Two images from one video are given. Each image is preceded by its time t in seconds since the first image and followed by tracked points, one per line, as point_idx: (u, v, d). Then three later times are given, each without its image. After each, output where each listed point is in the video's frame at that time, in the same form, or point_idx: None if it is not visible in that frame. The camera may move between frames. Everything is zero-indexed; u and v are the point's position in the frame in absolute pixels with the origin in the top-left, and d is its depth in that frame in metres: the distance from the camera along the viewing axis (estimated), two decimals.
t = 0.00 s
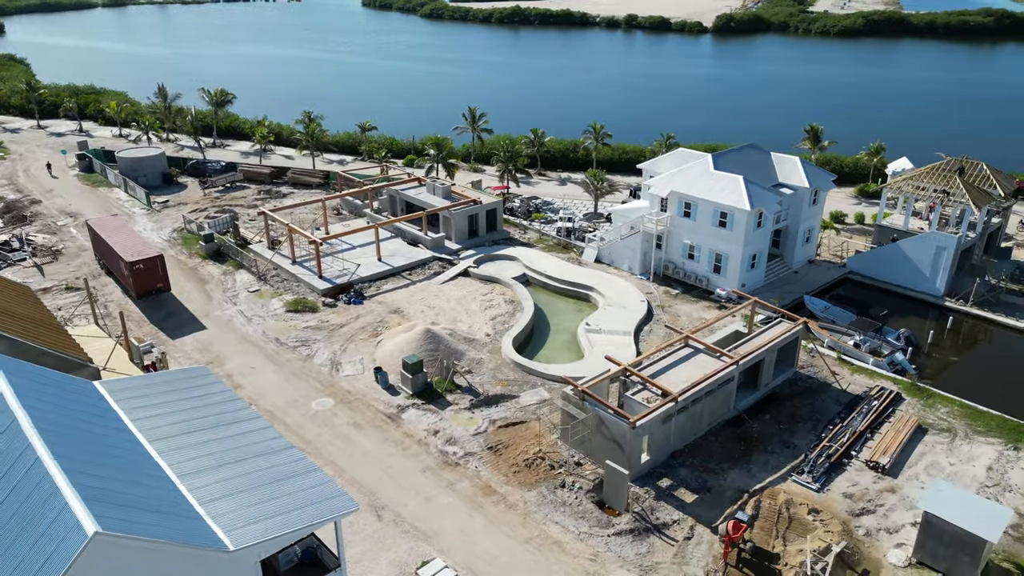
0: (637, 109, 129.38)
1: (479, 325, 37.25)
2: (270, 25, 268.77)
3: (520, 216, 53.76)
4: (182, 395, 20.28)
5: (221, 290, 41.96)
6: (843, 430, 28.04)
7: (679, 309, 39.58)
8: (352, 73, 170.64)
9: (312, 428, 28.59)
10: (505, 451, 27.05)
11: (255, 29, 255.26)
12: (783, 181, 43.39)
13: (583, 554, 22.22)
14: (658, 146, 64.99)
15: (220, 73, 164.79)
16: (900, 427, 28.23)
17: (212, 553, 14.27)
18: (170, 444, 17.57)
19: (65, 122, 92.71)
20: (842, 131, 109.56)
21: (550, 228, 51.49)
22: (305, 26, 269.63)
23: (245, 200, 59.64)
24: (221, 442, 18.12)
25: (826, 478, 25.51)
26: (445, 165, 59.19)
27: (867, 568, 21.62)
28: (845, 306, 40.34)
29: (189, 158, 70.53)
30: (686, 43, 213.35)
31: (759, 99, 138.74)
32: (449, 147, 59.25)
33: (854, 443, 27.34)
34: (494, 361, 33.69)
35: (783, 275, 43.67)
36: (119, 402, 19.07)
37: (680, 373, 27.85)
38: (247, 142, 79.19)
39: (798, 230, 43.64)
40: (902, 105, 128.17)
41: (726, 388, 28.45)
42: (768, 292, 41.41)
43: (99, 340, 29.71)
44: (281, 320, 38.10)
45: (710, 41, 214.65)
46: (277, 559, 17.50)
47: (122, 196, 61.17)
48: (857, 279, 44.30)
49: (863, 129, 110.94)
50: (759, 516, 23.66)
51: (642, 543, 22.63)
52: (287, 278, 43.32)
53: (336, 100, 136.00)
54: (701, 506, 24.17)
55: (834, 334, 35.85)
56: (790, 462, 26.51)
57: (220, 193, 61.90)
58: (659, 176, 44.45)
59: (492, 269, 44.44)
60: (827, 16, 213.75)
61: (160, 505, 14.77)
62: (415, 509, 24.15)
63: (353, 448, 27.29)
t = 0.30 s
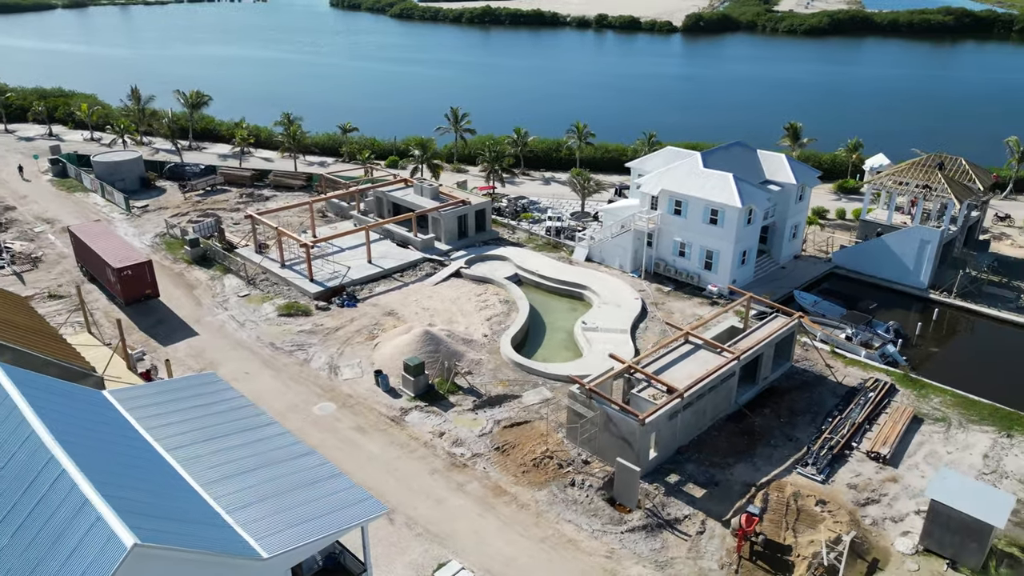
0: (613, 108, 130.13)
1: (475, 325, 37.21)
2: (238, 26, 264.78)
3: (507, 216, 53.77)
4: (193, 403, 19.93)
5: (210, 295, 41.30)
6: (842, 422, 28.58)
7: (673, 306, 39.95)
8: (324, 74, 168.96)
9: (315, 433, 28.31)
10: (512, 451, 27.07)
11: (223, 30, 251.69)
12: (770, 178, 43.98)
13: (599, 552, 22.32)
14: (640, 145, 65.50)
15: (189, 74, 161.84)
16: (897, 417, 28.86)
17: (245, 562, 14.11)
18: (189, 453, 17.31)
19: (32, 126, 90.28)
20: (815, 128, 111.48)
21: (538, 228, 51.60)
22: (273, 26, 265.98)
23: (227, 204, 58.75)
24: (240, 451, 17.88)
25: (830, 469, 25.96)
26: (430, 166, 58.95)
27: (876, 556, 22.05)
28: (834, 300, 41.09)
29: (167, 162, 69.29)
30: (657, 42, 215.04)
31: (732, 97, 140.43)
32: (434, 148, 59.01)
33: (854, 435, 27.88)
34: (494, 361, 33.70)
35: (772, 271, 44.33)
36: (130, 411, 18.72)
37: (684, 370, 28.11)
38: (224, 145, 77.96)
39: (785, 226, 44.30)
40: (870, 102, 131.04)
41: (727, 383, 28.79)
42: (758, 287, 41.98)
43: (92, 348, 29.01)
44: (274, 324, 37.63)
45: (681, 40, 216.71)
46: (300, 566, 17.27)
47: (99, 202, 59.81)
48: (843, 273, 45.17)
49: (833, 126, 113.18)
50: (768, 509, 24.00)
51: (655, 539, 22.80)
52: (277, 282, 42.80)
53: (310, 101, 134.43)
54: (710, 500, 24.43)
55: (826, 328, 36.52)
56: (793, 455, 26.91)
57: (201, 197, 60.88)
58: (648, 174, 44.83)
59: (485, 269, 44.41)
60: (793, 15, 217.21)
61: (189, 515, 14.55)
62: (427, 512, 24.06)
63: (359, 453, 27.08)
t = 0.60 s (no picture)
0: (593, 107, 130.71)
1: (475, 326, 37.18)
2: (207, 26, 260.73)
3: (498, 217, 53.76)
4: (209, 410, 19.66)
5: (202, 300, 40.69)
6: (844, 414, 29.04)
7: (669, 303, 40.26)
8: (300, 74, 167.08)
9: (322, 438, 28.06)
10: (522, 451, 27.08)
11: (193, 30, 247.53)
12: (760, 175, 44.47)
13: (616, 549, 22.43)
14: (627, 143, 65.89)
15: (160, 76, 158.88)
16: (897, 409, 29.40)
17: (281, 568, 13.99)
18: (211, 459, 17.10)
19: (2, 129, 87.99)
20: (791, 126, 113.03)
21: (529, 228, 51.67)
22: (244, 26, 262.19)
23: (212, 207, 57.89)
24: (264, 456, 17.69)
25: (836, 462, 26.36)
26: (419, 167, 58.68)
27: (887, 546, 22.44)
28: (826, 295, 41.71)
29: (147, 165, 68.08)
30: (631, 41, 216.27)
31: (708, 95, 141.75)
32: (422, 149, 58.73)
33: (856, 427, 28.35)
34: (496, 361, 33.70)
35: (763, 267, 44.90)
36: (146, 418, 18.43)
37: (689, 367, 28.36)
38: (204, 148, 76.76)
39: (776, 222, 44.88)
40: (842, 100, 133.21)
41: (731, 379, 29.10)
42: (751, 284, 42.49)
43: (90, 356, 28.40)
44: (271, 328, 37.22)
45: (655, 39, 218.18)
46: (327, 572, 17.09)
47: (79, 206, 58.53)
48: (832, 269, 45.90)
49: (809, 123, 114.88)
50: (779, 502, 24.31)
51: (670, 534, 22.98)
52: (270, 285, 42.32)
53: (286, 103, 132.84)
54: (721, 495, 24.69)
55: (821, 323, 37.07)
56: (799, 448, 27.28)
57: (184, 201, 59.92)
58: (641, 173, 45.16)
59: (479, 270, 44.38)
60: (764, 15, 219.83)
61: (223, 523, 14.36)
62: (441, 514, 23.97)
63: (368, 456, 26.90)
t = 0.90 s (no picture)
0: (573, 107, 131.15)
1: (474, 327, 37.13)
2: (178, 27, 256.61)
3: (490, 217, 53.75)
4: (227, 417, 19.43)
5: (196, 305, 40.12)
6: (846, 408, 29.48)
7: (666, 301, 40.58)
8: (275, 75, 165.12)
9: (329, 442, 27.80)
10: (531, 452, 27.10)
11: (164, 31, 243.33)
12: (752, 173, 44.94)
13: (633, 547, 22.55)
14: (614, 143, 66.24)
15: (132, 78, 155.98)
16: (897, 401, 29.92)
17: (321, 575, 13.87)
18: (236, 467, 16.90)
19: None
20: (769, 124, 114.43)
21: (522, 228, 51.72)
22: (215, 28, 258.40)
23: (198, 211, 57.06)
24: (288, 462, 17.52)
25: (841, 455, 26.76)
26: (408, 168, 58.40)
27: (898, 536, 22.83)
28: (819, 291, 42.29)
29: (128, 169, 66.88)
30: (607, 41, 217.28)
31: (686, 94, 142.95)
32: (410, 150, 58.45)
33: (859, 420, 28.80)
34: (499, 361, 33.69)
35: (755, 264, 45.40)
36: (164, 426, 18.16)
37: (695, 364, 28.59)
38: (184, 152, 75.57)
39: (767, 219, 45.40)
40: (817, 98, 135.16)
41: (736, 375, 29.38)
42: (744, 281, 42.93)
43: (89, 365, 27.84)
44: (269, 332, 36.82)
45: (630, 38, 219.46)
46: None
47: (60, 212, 57.32)
48: (822, 265, 46.56)
49: (787, 121, 116.35)
50: (790, 496, 24.62)
51: (686, 530, 23.15)
52: (264, 290, 41.86)
53: (263, 104, 131.28)
54: (733, 490, 24.95)
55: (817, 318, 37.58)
56: (804, 442, 27.65)
57: (169, 205, 58.99)
58: (633, 172, 45.42)
59: (475, 270, 44.33)
60: (737, 14, 222.16)
61: (259, 531, 14.21)
62: (456, 516, 23.90)
63: (377, 460, 26.72)
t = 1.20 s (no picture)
0: (555, 106, 131.40)
1: (475, 328, 37.09)
2: (149, 28, 252.20)
3: (482, 218, 53.69)
4: (246, 423, 19.24)
5: (191, 310, 39.55)
6: (848, 401, 29.94)
7: (664, 299, 40.84)
8: (252, 77, 163.09)
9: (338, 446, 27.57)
10: (542, 451, 27.13)
11: (135, 32, 239.20)
12: (744, 170, 45.36)
13: (650, 544, 22.69)
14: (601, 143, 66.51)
15: (105, 80, 153.04)
16: (897, 394, 30.47)
17: None
18: (262, 473, 16.78)
19: None
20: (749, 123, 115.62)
21: (515, 229, 51.74)
22: (187, 28, 254.30)
23: (185, 215, 56.25)
24: (313, 468, 17.40)
25: (848, 448, 27.14)
26: (397, 169, 58.11)
27: (908, 527, 23.24)
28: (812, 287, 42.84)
29: (110, 173, 65.69)
30: (584, 40, 217.96)
31: (666, 93, 143.86)
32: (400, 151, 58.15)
33: (862, 413, 29.26)
34: (502, 361, 33.67)
35: (748, 261, 45.91)
36: (185, 434, 17.97)
37: (702, 361, 28.82)
38: (166, 155, 74.37)
39: (759, 217, 45.87)
40: (794, 96, 136.87)
41: (740, 371, 29.66)
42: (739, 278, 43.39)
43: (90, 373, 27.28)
44: (267, 337, 36.44)
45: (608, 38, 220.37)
46: None
47: (42, 218, 56.12)
48: (813, 261, 47.18)
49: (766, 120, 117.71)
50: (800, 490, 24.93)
51: (701, 527, 23.33)
52: (259, 293, 41.42)
53: (242, 106, 129.66)
54: (744, 485, 25.20)
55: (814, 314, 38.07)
56: (810, 437, 27.99)
57: (155, 209, 58.07)
58: (627, 172, 45.67)
59: (471, 271, 44.28)
60: (712, 14, 224.04)
61: (296, 538, 14.10)
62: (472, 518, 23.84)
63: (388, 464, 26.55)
